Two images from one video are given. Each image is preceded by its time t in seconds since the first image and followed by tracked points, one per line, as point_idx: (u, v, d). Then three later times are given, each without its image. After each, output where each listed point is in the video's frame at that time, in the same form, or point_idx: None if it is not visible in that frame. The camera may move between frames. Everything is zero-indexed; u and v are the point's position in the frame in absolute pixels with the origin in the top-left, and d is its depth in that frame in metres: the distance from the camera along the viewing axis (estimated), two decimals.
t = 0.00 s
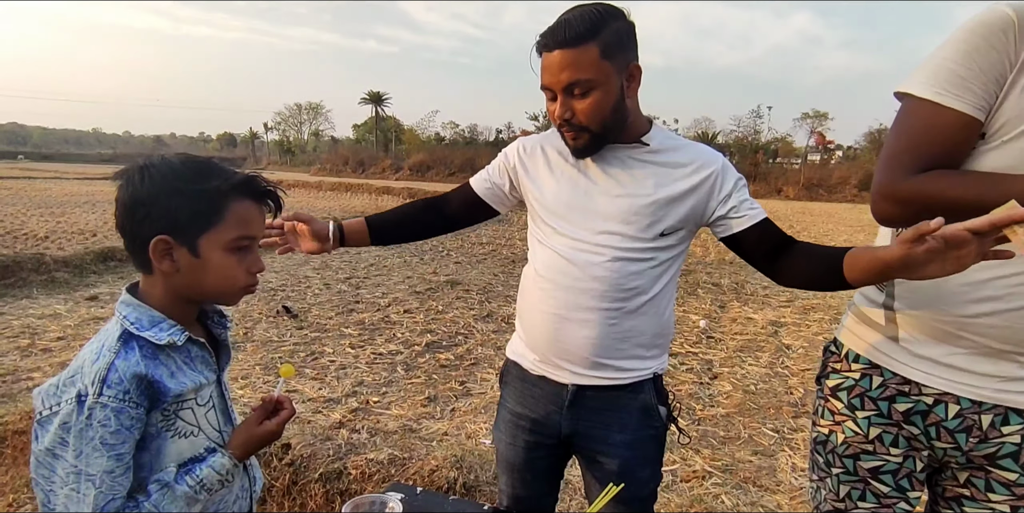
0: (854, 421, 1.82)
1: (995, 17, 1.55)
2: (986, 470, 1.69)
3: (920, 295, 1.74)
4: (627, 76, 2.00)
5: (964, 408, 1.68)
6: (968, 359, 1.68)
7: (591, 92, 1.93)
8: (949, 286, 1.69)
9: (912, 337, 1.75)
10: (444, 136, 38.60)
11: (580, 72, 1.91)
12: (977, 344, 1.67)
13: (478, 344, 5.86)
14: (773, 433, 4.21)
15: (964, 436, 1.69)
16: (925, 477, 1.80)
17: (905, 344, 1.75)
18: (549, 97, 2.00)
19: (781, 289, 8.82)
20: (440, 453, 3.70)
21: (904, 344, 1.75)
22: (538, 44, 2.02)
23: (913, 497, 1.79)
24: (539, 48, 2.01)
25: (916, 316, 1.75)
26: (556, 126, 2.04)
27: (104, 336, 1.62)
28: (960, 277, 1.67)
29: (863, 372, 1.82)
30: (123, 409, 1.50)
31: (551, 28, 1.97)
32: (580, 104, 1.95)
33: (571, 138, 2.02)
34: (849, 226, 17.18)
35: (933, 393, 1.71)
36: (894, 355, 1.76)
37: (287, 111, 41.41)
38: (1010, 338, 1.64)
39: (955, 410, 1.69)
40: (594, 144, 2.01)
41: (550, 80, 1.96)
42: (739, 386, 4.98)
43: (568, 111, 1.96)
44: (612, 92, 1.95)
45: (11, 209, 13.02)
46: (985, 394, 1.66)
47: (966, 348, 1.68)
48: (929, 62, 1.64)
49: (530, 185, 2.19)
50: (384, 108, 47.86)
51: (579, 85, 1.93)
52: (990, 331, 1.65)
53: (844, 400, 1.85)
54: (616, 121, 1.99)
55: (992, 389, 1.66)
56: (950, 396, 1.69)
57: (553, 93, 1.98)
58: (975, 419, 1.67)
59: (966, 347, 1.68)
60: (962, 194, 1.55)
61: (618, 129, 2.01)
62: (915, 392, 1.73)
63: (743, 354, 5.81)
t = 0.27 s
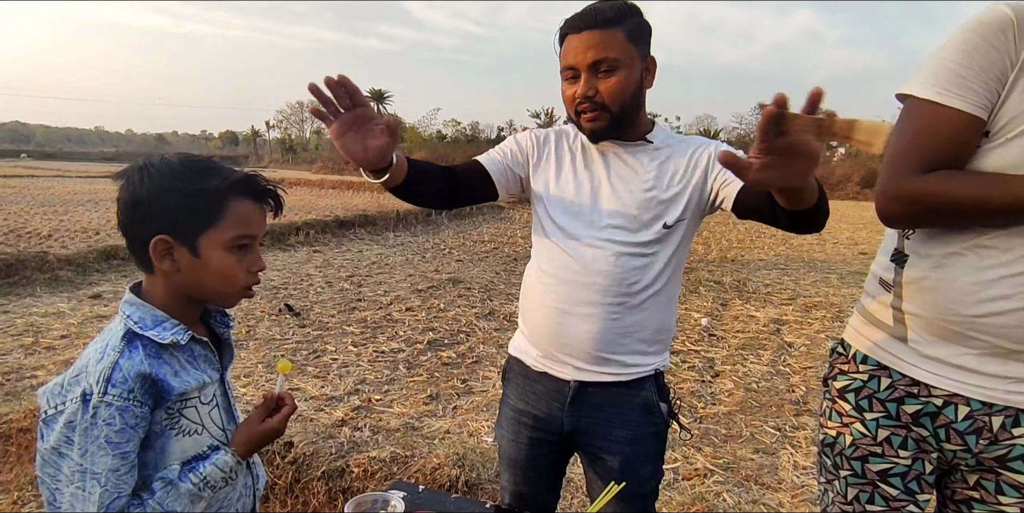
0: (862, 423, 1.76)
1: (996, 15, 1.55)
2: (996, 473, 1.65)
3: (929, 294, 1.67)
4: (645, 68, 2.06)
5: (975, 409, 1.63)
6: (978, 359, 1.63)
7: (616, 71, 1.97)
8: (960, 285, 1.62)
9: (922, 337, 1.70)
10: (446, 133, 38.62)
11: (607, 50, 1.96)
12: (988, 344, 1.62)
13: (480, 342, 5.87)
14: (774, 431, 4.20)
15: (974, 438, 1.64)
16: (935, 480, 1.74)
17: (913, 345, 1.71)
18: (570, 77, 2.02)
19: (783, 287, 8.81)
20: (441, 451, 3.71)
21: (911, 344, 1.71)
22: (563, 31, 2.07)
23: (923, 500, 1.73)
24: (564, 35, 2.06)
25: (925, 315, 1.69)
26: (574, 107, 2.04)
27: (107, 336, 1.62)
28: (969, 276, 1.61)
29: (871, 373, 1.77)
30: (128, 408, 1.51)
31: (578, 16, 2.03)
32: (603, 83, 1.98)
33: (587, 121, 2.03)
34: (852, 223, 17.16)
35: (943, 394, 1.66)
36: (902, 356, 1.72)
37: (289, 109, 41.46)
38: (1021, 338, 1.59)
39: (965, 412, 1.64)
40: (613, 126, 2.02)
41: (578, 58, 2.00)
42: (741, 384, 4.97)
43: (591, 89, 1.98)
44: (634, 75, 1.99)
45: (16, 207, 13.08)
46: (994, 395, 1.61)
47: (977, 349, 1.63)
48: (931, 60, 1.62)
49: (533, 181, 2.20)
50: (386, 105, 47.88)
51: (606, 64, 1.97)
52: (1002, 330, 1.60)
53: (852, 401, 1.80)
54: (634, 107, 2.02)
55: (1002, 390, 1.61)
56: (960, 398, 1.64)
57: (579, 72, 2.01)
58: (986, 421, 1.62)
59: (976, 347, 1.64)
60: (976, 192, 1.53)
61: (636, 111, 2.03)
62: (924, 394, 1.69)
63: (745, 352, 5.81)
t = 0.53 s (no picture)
0: (872, 423, 1.76)
1: (996, 15, 1.55)
2: (1007, 473, 1.64)
3: (940, 293, 1.65)
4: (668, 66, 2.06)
5: (986, 409, 1.61)
6: (991, 358, 1.62)
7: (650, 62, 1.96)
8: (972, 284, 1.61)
9: (932, 337, 1.68)
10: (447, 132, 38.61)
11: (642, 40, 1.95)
12: (1001, 344, 1.60)
13: (482, 340, 5.87)
14: (776, 429, 4.21)
15: (985, 438, 1.63)
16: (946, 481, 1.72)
17: (924, 344, 1.69)
18: (601, 64, 1.96)
19: (784, 285, 8.81)
20: (444, 449, 3.71)
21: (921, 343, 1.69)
22: (590, 20, 2.06)
23: (934, 501, 1.72)
24: (592, 24, 2.04)
25: (935, 315, 1.67)
26: (602, 93, 1.96)
27: (116, 331, 1.63)
28: (980, 274, 1.60)
29: (881, 373, 1.76)
30: (136, 403, 1.51)
31: (605, 9, 2.04)
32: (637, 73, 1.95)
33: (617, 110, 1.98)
34: (853, 222, 17.15)
35: (954, 394, 1.64)
36: (912, 355, 1.70)
37: (290, 108, 41.48)
38: None
39: (976, 412, 1.62)
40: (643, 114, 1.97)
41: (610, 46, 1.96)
42: (743, 382, 4.98)
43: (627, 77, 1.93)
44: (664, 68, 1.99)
45: (18, 206, 13.11)
46: (1004, 395, 1.60)
47: (990, 348, 1.61)
48: (931, 62, 1.63)
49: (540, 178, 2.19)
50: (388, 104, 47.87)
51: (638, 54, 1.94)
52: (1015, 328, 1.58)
53: (861, 401, 1.79)
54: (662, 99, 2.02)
55: (1012, 389, 1.60)
56: (971, 397, 1.62)
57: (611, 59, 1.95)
58: (997, 421, 1.61)
59: (988, 346, 1.62)
60: (970, 197, 1.53)
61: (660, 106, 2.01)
62: (935, 394, 1.67)
63: (747, 350, 5.81)
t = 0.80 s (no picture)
0: (883, 422, 1.76)
1: (991, 19, 1.56)
2: (1018, 469, 1.65)
3: (952, 290, 1.65)
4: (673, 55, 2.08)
5: (998, 406, 1.61)
6: (1002, 355, 1.61)
7: (656, 50, 1.97)
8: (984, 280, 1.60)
9: (944, 335, 1.67)
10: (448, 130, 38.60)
11: (649, 27, 1.97)
12: (1013, 340, 1.60)
13: (484, 337, 5.88)
14: (779, 426, 4.21)
15: (998, 435, 1.62)
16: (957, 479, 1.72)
17: (935, 342, 1.68)
18: (608, 51, 1.98)
19: (786, 283, 8.80)
20: (447, 445, 3.72)
21: (933, 342, 1.68)
22: (595, 6, 2.06)
23: (946, 499, 1.72)
24: (598, 11, 2.05)
25: (947, 313, 1.66)
26: (608, 82, 1.99)
27: (123, 326, 1.63)
28: (995, 270, 1.59)
29: (891, 372, 1.75)
30: (144, 397, 1.52)
31: None
32: (643, 60, 1.96)
33: (623, 98, 1.99)
34: (855, 219, 17.13)
35: (966, 391, 1.64)
36: (923, 354, 1.69)
37: (292, 105, 41.50)
38: None
39: (989, 409, 1.62)
40: (648, 103, 1.99)
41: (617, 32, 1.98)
42: (745, 380, 4.98)
43: (633, 62, 1.95)
44: (670, 57, 2.01)
45: (20, 204, 13.12)
46: (1018, 392, 1.60)
47: (1002, 345, 1.61)
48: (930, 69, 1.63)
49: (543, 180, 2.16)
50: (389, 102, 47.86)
51: (646, 41, 1.96)
52: None
53: (872, 400, 1.78)
54: (666, 89, 2.03)
55: None
56: (983, 395, 1.62)
57: (618, 45, 1.97)
58: (1010, 418, 1.61)
59: (999, 342, 1.61)
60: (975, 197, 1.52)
61: (665, 96, 2.03)
62: (946, 392, 1.66)
63: (749, 347, 5.81)
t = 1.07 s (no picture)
0: (881, 420, 1.76)
1: (985, 20, 1.57)
2: (1015, 465, 1.66)
3: (951, 288, 1.65)
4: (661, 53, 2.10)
5: (996, 403, 1.61)
6: (1001, 353, 1.61)
7: (645, 49, 1.99)
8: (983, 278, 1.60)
9: (943, 333, 1.67)
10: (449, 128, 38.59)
11: (637, 27, 1.99)
12: (1012, 338, 1.60)
13: (484, 335, 5.89)
14: (778, 424, 4.21)
15: (996, 432, 1.62)
16: (955, 476, 1.73)
17: (934, 340, 1.68)
18: (596, 52, 1.99)
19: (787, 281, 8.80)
20: (447, 443, 3.73)
21: (933, 341, 1.68)
22: (582, 5, 2.07)
23: (944, 496, 1.72)
24: (585, 10, 2.06)
25: (945, 311, 1.66)
26: (597, 83, 2.00)
27: (122, 326, 1.63)
28: (992, 269, 1.59)
29: (890, 370, 1.76)
30: (145, 396, 1.52)
31: None
32: (632, 60, 1.97)
33: (612, 98, 2.00)
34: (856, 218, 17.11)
35: (964, 389, 1.64)
36: (922, 352, 1.70)
37: (292, 104, 41.53)
38: None
39: (987, 406, 1.62)
40: (637, 103, 2.00)
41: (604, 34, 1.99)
42: (745, 378, 4.98)
43: (622, 63, 1.96)
44: (657, 57, 2.03)
45: (21, 202, 13.13)
46: (1018, 390, 1.60)
47: (1001, 343, 1.61)
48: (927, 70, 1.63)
49: (537, 181, 2.16)
50: (389, 100, 47.83)
51: (633, 42, 1.98)
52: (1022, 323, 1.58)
53: (871, 398, 1.79)
54: (655, 88, 2.04)
55: None
56: (982, 393, 1.62)
57: (606, 45, 1.99)
58: (1008, 415, 1.61)
59: (998, 340, 1.61)
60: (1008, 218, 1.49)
61: (653, 96, 2.04)
62: (945, 389, 1.67)
63: (749, 346, 5.81)
